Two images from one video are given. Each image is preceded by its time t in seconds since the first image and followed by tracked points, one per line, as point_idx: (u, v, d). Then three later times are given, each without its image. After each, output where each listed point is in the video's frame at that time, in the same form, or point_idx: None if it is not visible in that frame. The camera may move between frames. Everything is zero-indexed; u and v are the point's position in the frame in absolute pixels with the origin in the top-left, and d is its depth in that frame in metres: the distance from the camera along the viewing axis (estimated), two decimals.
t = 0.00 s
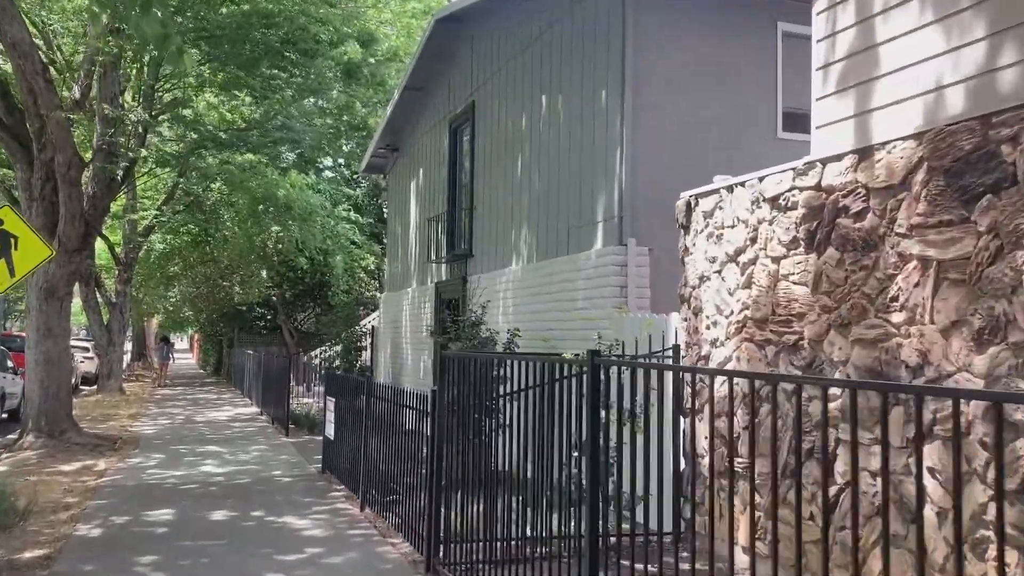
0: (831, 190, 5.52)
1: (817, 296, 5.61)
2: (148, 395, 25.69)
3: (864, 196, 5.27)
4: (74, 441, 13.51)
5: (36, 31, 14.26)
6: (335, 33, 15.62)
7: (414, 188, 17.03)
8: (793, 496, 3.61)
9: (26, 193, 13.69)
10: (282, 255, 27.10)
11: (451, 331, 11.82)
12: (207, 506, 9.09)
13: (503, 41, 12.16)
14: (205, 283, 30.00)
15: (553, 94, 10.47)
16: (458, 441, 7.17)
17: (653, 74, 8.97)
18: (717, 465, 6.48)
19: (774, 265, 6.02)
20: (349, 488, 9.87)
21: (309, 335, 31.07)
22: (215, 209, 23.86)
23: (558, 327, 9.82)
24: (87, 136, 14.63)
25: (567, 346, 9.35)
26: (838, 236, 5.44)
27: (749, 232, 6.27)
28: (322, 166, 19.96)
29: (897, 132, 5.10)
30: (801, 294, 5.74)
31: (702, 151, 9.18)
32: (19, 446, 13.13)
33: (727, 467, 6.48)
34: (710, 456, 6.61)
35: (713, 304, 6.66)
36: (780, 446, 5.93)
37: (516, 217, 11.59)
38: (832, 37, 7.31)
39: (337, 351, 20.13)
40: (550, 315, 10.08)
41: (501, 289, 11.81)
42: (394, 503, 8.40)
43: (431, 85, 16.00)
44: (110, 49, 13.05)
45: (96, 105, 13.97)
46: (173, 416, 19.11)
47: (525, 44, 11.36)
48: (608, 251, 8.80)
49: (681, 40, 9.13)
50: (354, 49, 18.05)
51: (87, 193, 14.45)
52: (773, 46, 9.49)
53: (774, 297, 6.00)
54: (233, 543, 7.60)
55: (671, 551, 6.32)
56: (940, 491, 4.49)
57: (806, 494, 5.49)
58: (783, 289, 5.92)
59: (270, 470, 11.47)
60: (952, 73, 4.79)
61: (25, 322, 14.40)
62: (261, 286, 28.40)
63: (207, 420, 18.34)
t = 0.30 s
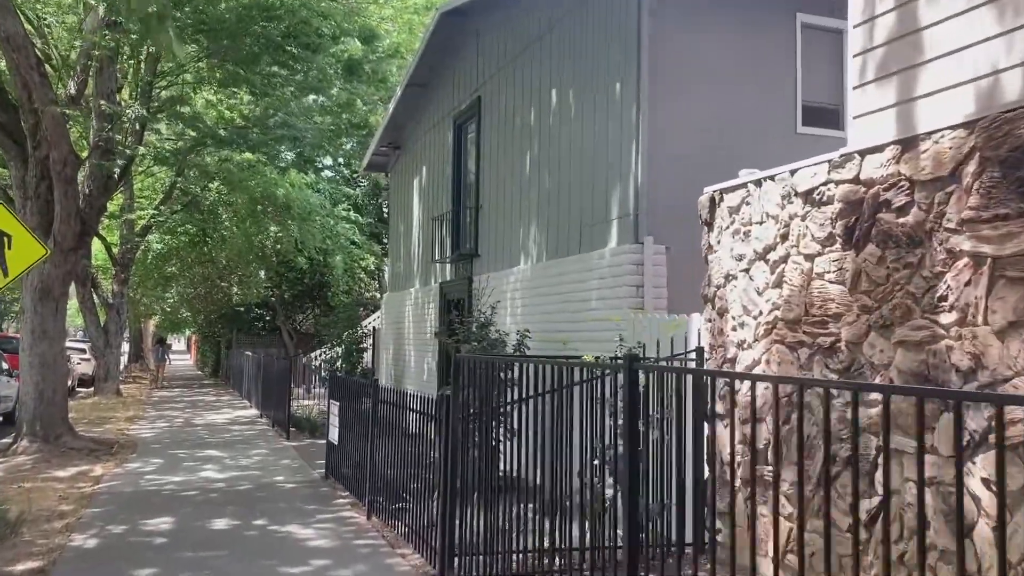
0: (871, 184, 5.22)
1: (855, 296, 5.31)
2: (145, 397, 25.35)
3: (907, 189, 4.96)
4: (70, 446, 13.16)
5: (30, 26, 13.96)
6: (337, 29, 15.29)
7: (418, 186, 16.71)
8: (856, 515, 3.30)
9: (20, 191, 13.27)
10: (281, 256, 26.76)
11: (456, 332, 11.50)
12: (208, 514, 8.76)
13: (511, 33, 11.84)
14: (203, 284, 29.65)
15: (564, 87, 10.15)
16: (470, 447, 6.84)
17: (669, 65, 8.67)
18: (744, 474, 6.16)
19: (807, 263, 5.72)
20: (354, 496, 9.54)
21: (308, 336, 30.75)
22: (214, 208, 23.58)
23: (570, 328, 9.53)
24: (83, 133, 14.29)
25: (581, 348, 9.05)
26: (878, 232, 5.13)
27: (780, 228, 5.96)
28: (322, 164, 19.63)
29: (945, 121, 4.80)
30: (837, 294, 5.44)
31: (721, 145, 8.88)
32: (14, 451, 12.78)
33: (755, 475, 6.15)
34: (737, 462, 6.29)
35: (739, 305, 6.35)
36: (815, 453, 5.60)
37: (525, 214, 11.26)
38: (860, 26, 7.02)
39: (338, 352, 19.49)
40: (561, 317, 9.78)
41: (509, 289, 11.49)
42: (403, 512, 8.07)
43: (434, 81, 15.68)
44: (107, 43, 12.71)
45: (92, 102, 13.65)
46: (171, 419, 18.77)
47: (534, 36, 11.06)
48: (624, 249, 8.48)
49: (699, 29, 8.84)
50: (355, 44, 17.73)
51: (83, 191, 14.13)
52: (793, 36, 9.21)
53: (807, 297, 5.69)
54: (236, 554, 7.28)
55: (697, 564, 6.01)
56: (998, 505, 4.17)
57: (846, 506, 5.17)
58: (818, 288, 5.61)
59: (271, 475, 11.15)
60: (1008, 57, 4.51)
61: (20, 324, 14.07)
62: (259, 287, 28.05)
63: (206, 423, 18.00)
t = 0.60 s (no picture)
0: (915, 172, 4.87)
1: (898, 293, 4.97)
2: (141, 399, 24.95)
3: (958, 177, 4.61)
4: (64, 449, 12.77)
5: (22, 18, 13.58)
6: (338, 21, 14.91)
7: (419, 182, 16.36)
8: (931, 536, 2.93)
9: (12, 186, 12.95)
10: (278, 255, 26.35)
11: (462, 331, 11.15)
12: (205, 522, 8.40)
13: (517, 23, 11.50)
14: (199, 283, 29.27)
15: (574, 78, 9.80)
16: (481, 453, 6.49)
17: (686, 54, 8.32)
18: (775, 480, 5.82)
19: (843, 257, 5.38)
20: (358, 501, 9.19)
21: (306, 336, 30.40)
22: (211, 206, 23.42)
23: (583, 327, 9.19)
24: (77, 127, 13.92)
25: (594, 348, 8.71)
26: (924, 223, 4.79)
27: (813, 221, 5.62)
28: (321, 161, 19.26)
29: (1001, 103, 4.45)
30: (878, 289, 5.09)
31: (740, 137, 8.53)
32: (5, 455, 12.39)
33: (787, 482, 5.79)
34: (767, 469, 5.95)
35: (769, 303, 6.01)
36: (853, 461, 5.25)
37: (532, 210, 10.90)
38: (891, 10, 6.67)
39: (338, 352, 19.11)
40: (573, 316, 9.44)
41: (516, 287, 11.13)
42: (410, 520, 7.71)
43: (437, 74, 15.31)
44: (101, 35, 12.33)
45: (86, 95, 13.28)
46: (167, 421, 18.39)
47: (542, 26, 10.71)
48: (639, 245, 8.13)
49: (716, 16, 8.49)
50: (355, 38, 17.36)
51: (76, 187, 13.76)
52: (813, 23, 8.87)
53: (844, 293, 5.35)
54: (235, 566, 6.91)
55: None
56: None
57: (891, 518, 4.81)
58: (856, 284, 5.27)
59: (271, 480, 10.79)
60: None
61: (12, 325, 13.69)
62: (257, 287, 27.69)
63: (203, 425, 17.62)
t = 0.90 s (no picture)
0: (972, 162, 4.53)
1: (953, 291, 4.62)
2: (137, 399, 24.59)
3: (1022, 166, 4.25)
4: (59, 453, 12.41)
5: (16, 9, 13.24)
6: (341, 13, 14.56)
7: (423, 180, 16.01)
8: None
9: (4, 185, 12.39)
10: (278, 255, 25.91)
11: (471, 331, 10.80)
12: (207, 530, 8.06)
13: (527, 15, 11.15)
14: (196, 282, 28.89)
15: (587, 69, 9.47)
16: (497, 461, 6.15)
17: (707, 44, 7.96)
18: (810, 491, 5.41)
19: (891, 254, 5.04)
20: (365, 508, 8.83)
21: (305, 336, 30.06)
22: (208, 205, 23.23)
23: (599, 330, 8.87)
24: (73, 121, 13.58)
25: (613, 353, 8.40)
26: (983, 217, 4.45)
27: (856, 216, 5.29)
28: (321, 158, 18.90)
29: None
30: (929, 290, 4.77)
31: (764, 129, 8.18)
32: None
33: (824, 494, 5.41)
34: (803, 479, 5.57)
35: (806, 302, 5.67)
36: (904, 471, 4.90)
37: (543, 207, 10.54)
38: None
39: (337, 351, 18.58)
40: (587, 318, 9.13)
41: (528, 286, 10.77)
42: (422, 529, 7.35)
43: (442, 69, 14.97)
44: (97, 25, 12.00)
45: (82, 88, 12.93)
46: (166, 423, 18.03)
47: (554, 16, 10.37)
48: (659, 242, 7.80)
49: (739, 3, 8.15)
50: (356, 32, 17.02)
51: (72, 182, 13.39)
52: (839, 12, 8.53)
53: (892, 292, 5.01)
54: None
55: None
56: None
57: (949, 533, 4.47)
58: (905, 282, 4.93)
59: (273, 485, 10.44)
60: None
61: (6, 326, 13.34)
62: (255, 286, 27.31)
63: (201, 426, 17.27)
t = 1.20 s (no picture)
0: None
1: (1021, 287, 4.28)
2: (136, 401, 24.18)
3: None
4: (57, 456, 12.02)
5: None
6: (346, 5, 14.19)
7: (429, 176, 15.64)
8: None
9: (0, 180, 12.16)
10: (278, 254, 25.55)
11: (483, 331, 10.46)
12: (211, 539, 7.70)
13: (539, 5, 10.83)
14: (195, 282, 28.48)
15: (605, 59, 9.13)
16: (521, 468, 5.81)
17: (733, 30, 7.64)
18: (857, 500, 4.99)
19: (948, 247, 4.70)
20: (376, 516, 8.48)
21: (304, 336, 29.66)
22: (207, 204, 23.01)
23: (619, 330, 8.54)
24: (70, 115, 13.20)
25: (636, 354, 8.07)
26: None
27: (908, 208, 4.97)
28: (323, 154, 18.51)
29: None
30: (993, 286, 4.43)
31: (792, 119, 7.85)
32: None
33: (873, 503, 5.02)
34: (850, 489, 5.18)
35: (853, 300, 5.34)
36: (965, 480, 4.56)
37: (557, 202, 10.20)
38: None
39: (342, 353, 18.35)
40: (607, 318, 8.80)
41: (541, 285, 10.43)
42: (437, 539, 7.01)
43: (449, 62, 14.61)
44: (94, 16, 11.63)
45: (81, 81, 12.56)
46: (165, 425, 17.61)
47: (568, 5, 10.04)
48: (684, 237, 7.47)
49: None
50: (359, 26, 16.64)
51: (69, 178, 13.02)
52: None
53: (949, 288, 4.68)
54: None
55: None
56: None
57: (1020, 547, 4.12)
58: (965, 277, 4.58)
59: (279, 490, 10.08)
60: None
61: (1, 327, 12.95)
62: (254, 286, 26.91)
63: (202, 429, 16.88)
